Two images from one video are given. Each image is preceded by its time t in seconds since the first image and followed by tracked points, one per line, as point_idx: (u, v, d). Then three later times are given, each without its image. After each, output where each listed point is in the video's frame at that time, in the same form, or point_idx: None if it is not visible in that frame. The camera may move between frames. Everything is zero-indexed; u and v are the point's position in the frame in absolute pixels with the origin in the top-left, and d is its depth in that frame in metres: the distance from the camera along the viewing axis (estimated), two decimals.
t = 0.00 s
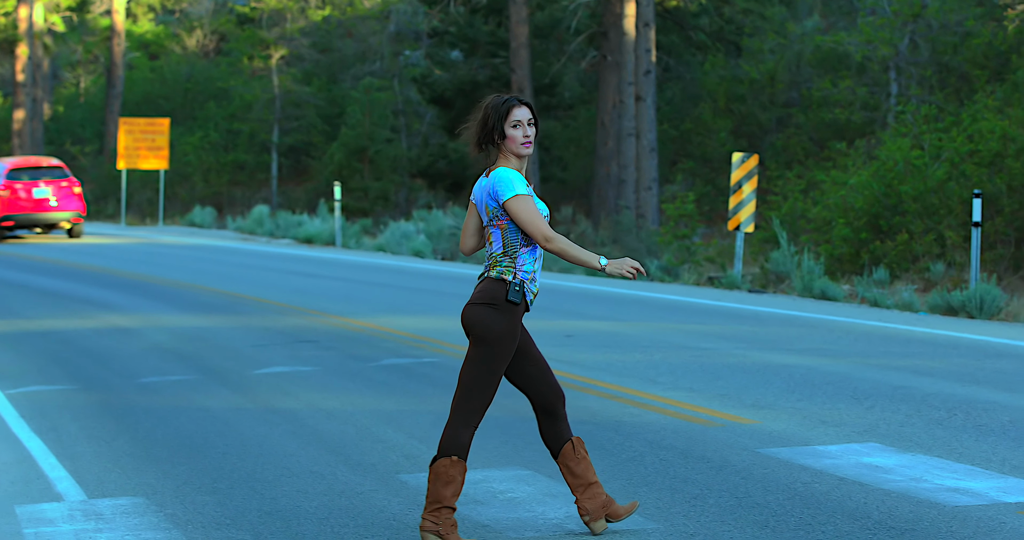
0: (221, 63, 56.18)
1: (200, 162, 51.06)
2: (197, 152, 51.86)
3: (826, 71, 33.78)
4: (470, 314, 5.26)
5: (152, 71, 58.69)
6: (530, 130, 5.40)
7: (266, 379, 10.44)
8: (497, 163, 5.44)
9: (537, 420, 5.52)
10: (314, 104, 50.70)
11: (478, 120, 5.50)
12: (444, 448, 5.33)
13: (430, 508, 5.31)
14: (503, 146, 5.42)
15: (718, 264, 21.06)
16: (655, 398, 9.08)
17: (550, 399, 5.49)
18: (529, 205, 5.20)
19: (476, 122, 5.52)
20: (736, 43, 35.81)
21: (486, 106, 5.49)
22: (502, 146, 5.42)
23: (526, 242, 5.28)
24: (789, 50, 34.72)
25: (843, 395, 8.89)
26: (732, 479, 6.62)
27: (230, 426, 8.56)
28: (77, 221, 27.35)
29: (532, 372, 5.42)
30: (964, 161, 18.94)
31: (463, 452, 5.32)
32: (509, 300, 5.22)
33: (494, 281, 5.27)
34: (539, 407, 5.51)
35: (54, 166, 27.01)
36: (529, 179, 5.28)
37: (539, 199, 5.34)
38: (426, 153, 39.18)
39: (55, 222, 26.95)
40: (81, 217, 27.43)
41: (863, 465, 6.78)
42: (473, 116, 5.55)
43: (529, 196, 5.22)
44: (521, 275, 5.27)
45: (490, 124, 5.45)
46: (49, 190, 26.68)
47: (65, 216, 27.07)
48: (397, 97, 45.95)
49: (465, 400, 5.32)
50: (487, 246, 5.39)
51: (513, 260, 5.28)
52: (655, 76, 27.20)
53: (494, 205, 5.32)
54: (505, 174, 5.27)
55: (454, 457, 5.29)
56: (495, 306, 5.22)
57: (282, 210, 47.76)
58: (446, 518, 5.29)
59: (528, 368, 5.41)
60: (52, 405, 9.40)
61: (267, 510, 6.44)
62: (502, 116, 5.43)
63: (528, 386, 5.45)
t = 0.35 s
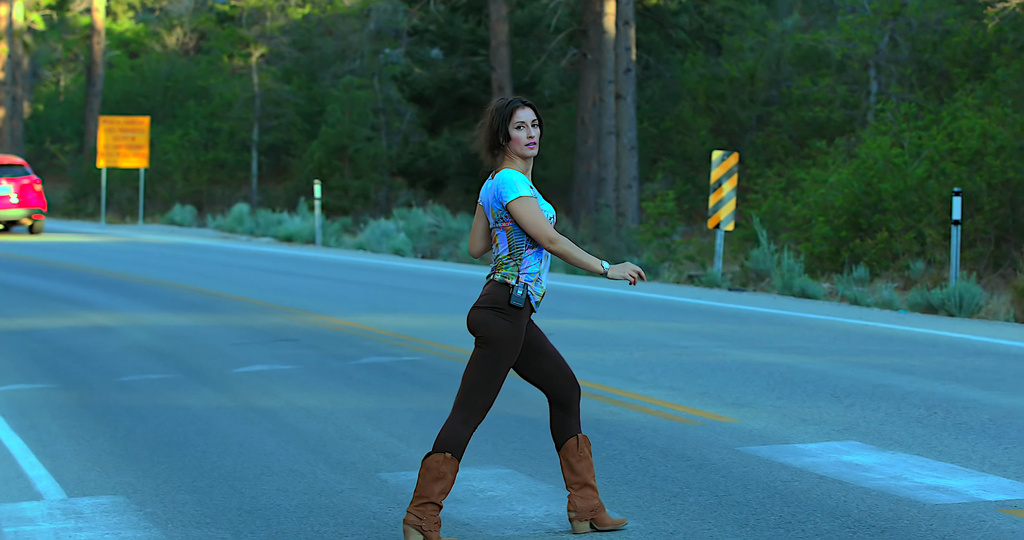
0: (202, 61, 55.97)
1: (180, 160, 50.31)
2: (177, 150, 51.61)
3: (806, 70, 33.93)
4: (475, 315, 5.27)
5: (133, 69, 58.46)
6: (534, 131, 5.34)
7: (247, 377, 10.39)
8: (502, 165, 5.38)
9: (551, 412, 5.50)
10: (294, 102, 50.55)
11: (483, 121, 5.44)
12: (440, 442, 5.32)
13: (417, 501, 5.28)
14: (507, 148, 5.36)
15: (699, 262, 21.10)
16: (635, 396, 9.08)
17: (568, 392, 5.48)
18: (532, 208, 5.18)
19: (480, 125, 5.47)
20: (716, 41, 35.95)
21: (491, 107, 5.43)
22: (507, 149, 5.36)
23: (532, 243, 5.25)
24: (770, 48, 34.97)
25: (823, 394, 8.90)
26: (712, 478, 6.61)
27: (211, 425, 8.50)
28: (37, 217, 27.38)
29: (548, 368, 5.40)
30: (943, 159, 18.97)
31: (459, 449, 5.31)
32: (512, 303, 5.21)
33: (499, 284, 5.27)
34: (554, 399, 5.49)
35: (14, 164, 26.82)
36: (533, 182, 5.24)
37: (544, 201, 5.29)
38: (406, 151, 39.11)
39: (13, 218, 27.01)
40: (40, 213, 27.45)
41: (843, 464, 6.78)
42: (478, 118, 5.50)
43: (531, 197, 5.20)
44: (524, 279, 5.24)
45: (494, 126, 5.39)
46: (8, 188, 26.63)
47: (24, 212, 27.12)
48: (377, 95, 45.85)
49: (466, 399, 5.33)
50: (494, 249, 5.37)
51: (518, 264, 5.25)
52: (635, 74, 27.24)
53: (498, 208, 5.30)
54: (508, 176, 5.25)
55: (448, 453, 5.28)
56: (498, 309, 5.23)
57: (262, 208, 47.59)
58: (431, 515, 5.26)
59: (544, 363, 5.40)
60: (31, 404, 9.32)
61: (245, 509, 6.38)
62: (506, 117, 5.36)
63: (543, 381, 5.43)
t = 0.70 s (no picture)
0: (178, 61, 55.67)
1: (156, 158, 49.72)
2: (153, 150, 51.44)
3: (782, 69, 34.08)
4: (488, 323, 5.31)
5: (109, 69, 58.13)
6: (540, 128, 5.32)
7: (223, 378, 10.32)
8: (509, 163, 5.37)
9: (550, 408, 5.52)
10: (270, 102, 50.34)
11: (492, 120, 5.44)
12: (465, 439, 5.38)
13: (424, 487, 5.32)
14: (514, 146, 5.35)
15: (675, 262, 21.12)
16: (612, 396, 9.06)
17: (569, 389, 5.48)
18: (540, 206, 5.19)
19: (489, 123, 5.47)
20: (692, 41, 36.05)
21: (498, 105, 5.42)
22: (514, 146, 5.35)
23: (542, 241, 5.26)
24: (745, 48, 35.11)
25: (799, 394, 8.91)
26: (689, 478, 6.59)
27: (187, 425, 8.43)
28: None
29: (555, 365, 5.41)
30: (918, 159, 18.98)
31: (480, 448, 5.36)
32: (523, 305, 5.24)
33: (508, 284, 5.28)
34: (554, 397, 5.51)
35: None
36: (540, 179, 5.25)
37: (552, 198, 5.30)
38: (382, 151, 39.03)
39: None
40: None
41: (818, 463, 6.78)
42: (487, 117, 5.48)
43: (539, 196, 5.20)
44: (534, 279, 5.26)
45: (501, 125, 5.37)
46: None
47: None
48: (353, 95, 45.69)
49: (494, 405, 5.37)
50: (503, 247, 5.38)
51: (527, 264, 5.26)
52: (611, 74, 27.24)
53: (506, 206, 5.30)
54: (515, 173, 5.26)
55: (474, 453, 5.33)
56: (510, 313, 5.25)
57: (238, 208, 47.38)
58: (432, 501, 5.28)
59: (551, 360, 5.40)
60: (6, 405, 9.22)
61: (222, 509, 6.32)
62: (513, 115, 5.34)
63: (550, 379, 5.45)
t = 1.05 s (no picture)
0: (159, 62, 55.36)
1: (137, 160, 49.66)
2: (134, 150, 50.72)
3: (762, 70, 34.16)
4: (496, 324, 5.33)
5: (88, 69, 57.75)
6: (546, 122, 5.40)
7: (202, 378, 10.25)
8: (515, 156, 5.44)
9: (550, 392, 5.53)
10: (250, 103, 50.15)
11: (497, 115, 5.50)
12: (499, 427, 5.44)
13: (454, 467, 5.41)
14: (521, 140, 5.41)
15: (654, 264, 21.15)
16: (591, 397, 9.03)
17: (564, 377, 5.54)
18: (544, 200, 5.23)
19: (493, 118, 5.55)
20: (672, 41, 36.10)
21: (504, 100, 5.49)
22: (520, 140, 5.42)
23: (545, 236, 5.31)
24: (725, 49, 35.18)
25: (778, 394, 8.91)
26: (667, 478, 6.58)
27: (165, 426, 8.36)
28: None
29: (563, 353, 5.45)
30: (898, 160, 18.99)
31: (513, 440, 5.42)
32: (526, 301, 5.26)
33: (510, 279, 5.30)
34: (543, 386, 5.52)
35: None
36: (544, 174, 5.30)
37: (555, 192, 5.35)
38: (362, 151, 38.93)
39: None
40: None
41: (797, 464, 6.79)
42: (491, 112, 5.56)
43: (543, 191, 5.24)
44: (535, 275, 5.28)
45: (507, 119, 5.45)
46: None
47: None
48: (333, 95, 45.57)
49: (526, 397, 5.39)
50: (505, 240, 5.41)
51: (530, 258, 5.29)
52: (591, 75, 27.20)
53: (510, 199, 5.33)
54: (521, 167, 5.30)
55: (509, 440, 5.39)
56: (515, 310, 5.28)
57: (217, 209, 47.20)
58: (457, 483, 5.36)
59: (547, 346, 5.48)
60: None
61: (201, 510, 6.28)
62: (519, 110, 5.41)
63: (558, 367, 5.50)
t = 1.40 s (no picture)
0: (137, 62, 55.01)
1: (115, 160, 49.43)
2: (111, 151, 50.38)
3: (740, 71, 34.23)
4: (500, 314, 5.35)
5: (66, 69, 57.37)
6: (551, 115, 5.47)
7: (180, 378, 10.19)
8: (518, 149, 5.50)
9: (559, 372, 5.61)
10: (228, 103, 49.98)
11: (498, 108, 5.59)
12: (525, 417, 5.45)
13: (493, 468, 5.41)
14: (524, 131, 5.48)
15: (632, 264, 21.16)
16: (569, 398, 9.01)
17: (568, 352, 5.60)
18: (539, 193, 5.26)
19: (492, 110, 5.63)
20: (650, 42, 36.15)
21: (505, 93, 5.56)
22: (521, 132, 5.48)
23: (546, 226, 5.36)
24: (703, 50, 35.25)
25: (755, 395, 8.92)
26: (644, 479, 6.58)
27: (143, 426, 8.30)
28: None
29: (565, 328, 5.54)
30: (876, 161, 19.05)
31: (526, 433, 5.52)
32: (528, 288, 5.30)
33: (513, 268, 5.35)
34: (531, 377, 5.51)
35: None
36: (543, 166, 5.32)
37: (554, 184, 5.36)
38: (340, 151, 38.84)
39: None
40: None
41: (775, 464, 6.80)
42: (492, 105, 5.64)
43: (539, 184, 5.27)
44: (538, 262, 5.33)
45: (507, 112, 5.52)
46: None
47: None
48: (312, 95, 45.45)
49: (547, 382, 5.44)
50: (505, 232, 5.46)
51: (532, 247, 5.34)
52: (569, 76, 27.18)
53: (510, 192, 5.39)
54: (520, 160, 5.34)
55: (535, 426, 5.41)
56: (520, 299, 5.32)
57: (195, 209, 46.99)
58: (505, 481, 5.40)
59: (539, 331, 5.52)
60: None
61: (179, 510, 6.23)
62: (518, 103, 5.49)
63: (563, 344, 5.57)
